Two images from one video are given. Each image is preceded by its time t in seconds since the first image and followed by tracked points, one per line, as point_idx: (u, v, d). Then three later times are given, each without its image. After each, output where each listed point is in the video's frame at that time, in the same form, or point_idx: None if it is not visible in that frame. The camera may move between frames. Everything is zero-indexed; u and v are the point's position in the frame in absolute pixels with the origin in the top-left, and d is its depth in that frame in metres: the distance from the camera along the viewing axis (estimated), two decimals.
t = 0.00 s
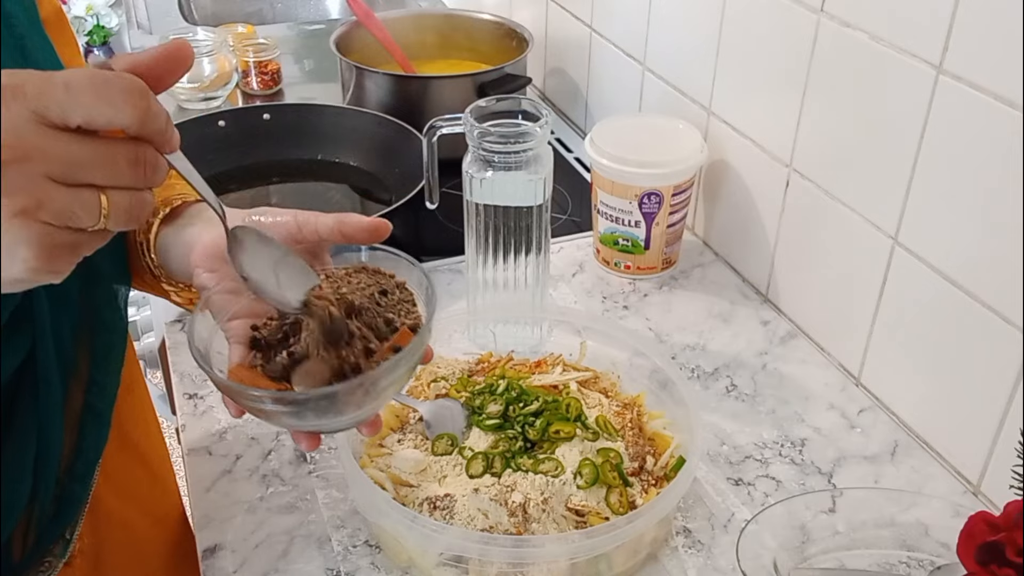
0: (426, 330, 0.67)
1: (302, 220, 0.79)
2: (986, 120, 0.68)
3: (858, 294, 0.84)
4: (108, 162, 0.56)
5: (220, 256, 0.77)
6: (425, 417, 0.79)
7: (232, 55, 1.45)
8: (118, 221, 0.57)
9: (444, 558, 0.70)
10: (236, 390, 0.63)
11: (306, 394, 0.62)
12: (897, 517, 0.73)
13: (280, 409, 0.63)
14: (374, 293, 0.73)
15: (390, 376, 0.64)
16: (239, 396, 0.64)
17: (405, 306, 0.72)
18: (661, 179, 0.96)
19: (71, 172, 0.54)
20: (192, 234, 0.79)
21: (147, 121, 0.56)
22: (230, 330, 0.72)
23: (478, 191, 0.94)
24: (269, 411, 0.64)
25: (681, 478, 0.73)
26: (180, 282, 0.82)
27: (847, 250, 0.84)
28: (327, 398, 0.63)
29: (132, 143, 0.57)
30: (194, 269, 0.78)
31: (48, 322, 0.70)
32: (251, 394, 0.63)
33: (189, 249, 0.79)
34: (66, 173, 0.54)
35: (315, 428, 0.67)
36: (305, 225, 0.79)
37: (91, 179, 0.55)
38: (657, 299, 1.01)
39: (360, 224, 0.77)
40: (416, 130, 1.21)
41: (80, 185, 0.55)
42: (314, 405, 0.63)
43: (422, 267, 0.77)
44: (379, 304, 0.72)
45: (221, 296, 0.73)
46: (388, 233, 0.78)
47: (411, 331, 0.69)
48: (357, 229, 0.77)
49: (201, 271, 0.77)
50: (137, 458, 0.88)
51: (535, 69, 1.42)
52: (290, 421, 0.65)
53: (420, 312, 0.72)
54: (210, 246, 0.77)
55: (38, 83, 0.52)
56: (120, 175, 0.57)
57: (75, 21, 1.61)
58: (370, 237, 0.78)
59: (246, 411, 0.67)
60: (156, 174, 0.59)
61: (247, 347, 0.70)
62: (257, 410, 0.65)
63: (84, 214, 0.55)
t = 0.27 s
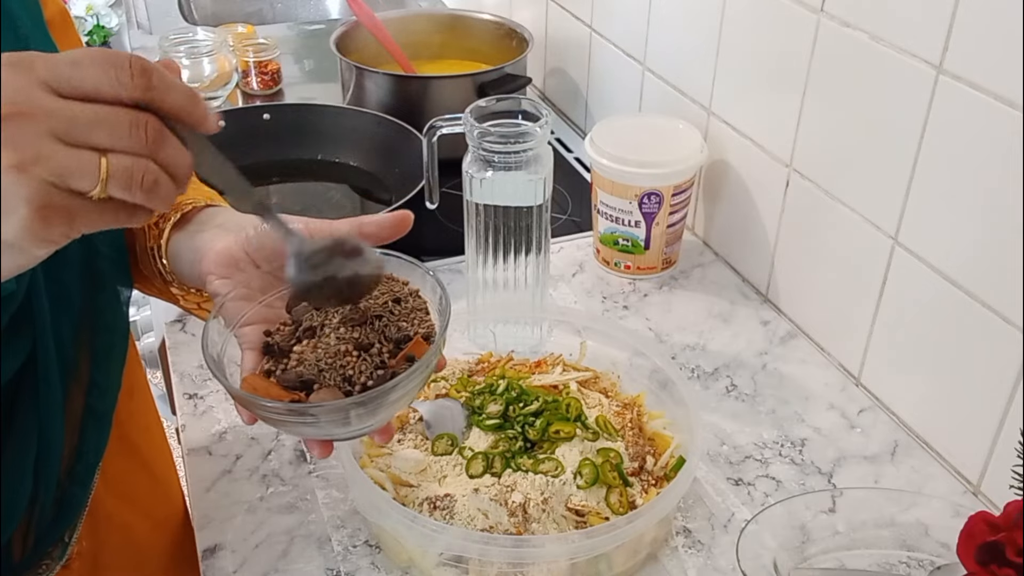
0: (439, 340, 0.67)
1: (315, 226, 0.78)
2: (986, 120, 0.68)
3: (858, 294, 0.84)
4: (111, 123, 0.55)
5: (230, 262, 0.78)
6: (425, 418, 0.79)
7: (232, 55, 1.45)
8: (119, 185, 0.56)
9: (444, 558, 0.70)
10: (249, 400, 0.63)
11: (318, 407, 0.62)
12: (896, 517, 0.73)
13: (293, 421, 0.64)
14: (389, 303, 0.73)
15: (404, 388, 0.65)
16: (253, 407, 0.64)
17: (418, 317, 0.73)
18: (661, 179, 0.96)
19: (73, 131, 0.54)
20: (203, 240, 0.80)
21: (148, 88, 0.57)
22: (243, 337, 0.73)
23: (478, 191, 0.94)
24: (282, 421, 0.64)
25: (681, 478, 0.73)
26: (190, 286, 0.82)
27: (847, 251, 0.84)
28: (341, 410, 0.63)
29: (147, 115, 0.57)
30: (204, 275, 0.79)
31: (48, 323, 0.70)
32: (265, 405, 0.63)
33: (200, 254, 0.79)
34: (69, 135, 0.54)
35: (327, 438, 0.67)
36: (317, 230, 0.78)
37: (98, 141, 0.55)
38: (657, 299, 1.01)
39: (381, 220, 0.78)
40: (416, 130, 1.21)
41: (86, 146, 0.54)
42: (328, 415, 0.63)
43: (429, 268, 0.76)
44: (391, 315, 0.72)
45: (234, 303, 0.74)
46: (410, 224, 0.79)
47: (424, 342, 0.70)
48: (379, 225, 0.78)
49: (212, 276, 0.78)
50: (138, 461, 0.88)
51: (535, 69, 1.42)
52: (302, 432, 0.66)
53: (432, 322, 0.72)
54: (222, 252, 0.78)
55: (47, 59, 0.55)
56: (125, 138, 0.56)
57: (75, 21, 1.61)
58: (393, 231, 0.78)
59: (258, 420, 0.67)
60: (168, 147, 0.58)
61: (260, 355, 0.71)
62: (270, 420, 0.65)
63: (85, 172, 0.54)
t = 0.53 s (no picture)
0: (424, 342, 0.67)
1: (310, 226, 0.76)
2: (987, 120, 0.68)
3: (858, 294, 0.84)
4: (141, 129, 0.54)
5: (226, 258, 0.79)
6: (425, 418, 0.79)
7: (232, 55, 1.45)
8: (154, 191, 0.54)
9: (444, 558, 0.70)
10: (233, 401, 0.63)
11: (299, 409, 0.62)
12: (897, 517, 0.73)
13: (275, 422, 0.64)
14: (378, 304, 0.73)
15: (386, 390, 0.65)
16: (237, 408, 0.64)
17: (408, 316, 0.72)
18: (662, 179, 0.96)
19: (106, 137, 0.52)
20: (201, 237, 0.81)
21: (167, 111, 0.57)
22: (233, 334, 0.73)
23: (477, 191, 0.94)
24: (266, 423, 0.64)
25: (681, 478, 0.73)
26: (188, 284, 0.83)
27: (847, 251, 0.84)
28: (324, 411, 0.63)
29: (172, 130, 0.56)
30: (199, 272, 0.80)
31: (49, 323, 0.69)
32: (248, 406, 0.63)
33: (198, 253, 0.80)
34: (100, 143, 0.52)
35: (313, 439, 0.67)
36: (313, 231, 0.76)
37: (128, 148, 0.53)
38: (657, 299, 1.01)
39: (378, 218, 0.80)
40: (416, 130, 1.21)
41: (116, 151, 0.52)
42: (310, 416, 0.63)
43: (421, 269, 0.76)
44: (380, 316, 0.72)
45: (224, 298, 0.74)
46: (407, 217, 0.81)
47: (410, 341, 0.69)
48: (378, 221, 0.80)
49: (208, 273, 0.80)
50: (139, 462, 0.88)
51: (535, 69, 1.42)
52: (286, 433, 0.65)
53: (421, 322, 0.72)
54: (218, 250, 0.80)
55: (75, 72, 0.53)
56: (153, 143, 0.54)
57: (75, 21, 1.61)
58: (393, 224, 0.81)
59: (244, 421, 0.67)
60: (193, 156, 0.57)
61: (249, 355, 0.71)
62: (255, 421, 0.65)
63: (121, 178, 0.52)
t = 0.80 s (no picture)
0: (425, 336, 0.67)
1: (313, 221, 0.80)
2: (987, 120, 0.68)
3: (858, 294, 0.84)
4: (162, 175, 0.56)
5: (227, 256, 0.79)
6: (425, 418, 0.80)
7: (232, 55, 1.45)
8: (176, 233, 0.56)
9: (444, 558, 0.70)
10: (235, 389, 0.63)
11: (302, 397, 0.62)
12: (897, 517, 0.73)
13: (276, 411, 0.63)
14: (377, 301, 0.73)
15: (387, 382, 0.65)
16: (238, 396, 0.64)
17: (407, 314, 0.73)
18: (662, 179, 0.96)
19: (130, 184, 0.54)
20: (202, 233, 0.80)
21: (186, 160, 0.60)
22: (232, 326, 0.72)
23: (477, 191, 0.94)
24: (267, 412, 0.64)
25: (681, 478, 0.73)
26: (190, 281, 0.83)
27: (847, 251, 0.84)
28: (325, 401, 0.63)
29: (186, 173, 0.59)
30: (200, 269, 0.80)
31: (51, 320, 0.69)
32: (250, 394, 0.63)
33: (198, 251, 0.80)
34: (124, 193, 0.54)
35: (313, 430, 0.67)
36: (315, 226, 0.80)
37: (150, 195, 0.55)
38: (657, 299, 1.01)
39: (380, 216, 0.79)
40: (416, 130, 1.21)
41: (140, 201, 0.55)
42: (311, 406, 0.63)
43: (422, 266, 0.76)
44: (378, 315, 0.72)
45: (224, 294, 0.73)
46: (410, 215, 0.80)
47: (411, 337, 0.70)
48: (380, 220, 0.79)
49: (209, 271, 0.79)
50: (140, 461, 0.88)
51: (535, 69, 1.42)
52: (286, 423, 0.65)
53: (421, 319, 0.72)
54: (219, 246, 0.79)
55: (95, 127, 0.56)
56: (174, 187, 0.57)
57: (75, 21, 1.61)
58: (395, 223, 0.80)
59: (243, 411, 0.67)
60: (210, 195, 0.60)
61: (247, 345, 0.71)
62: (256, 410, 0.65)
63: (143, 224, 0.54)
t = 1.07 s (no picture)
0: (441, 331, 0.68)
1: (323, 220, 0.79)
2: (987, 120, 0.68)
3: (858, 294, 0.84)
4: (115, 165, 0.53)
5: (236, 254, 0.78)
6: (425, 418, 0.80)
7: (232, 55, 1.45)
8: (129, 227, 0.54)
9: (444, 558, 0.70)
10: (254, 380, 0.63)
11: (321, 389, 0.63)
12: (897, 517, 0.73)
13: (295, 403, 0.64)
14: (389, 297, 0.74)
15: (407, 376, 0.65)
16: (257, 388, 0.64)
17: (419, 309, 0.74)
18: (662, 179, 0.96)
19: (81, 176, 0.52)
20: (208, 233, 0.80)
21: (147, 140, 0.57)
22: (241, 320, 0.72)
23: (477, 191, 0.94)
24: (285, 404, 0.64)
25: (681, 478, 0.73)
26: (195, 280, 0.82)
27: (847, 251, 0.84)
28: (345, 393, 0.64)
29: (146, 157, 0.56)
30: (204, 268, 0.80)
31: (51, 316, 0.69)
32: (269, 386, 0.63)
33: (206, 249, 0.79)
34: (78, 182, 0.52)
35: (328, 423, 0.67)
36: (327, 226, 0.79)
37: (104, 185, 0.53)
38: (657, 299, 1.01)
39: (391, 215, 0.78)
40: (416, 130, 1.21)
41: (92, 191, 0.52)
42: (331, 399, 0.64)
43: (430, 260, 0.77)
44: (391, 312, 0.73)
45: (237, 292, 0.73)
46: (419, 216, 0.78)
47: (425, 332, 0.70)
48: (390, 218, 0.78)
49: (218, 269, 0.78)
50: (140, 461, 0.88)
51: (535, 69, 1.42)
52: (303, 415, 0.66)
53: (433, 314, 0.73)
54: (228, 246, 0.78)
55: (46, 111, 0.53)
56: (127, 178, 0.54)
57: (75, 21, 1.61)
58: (403, 222, 0.78)
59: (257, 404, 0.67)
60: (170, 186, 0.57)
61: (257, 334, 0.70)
62: (273, 402, 0.65)
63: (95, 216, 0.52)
